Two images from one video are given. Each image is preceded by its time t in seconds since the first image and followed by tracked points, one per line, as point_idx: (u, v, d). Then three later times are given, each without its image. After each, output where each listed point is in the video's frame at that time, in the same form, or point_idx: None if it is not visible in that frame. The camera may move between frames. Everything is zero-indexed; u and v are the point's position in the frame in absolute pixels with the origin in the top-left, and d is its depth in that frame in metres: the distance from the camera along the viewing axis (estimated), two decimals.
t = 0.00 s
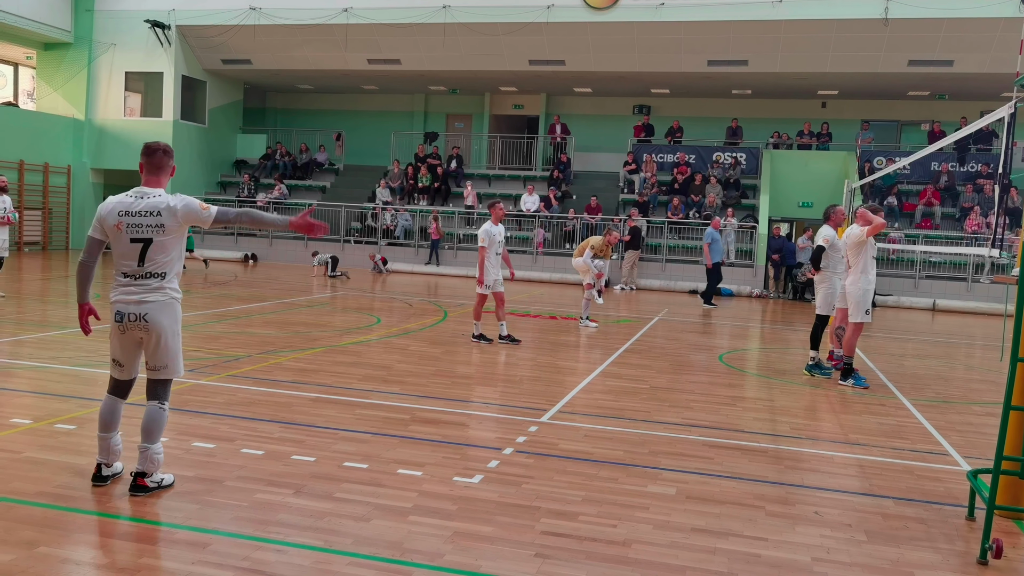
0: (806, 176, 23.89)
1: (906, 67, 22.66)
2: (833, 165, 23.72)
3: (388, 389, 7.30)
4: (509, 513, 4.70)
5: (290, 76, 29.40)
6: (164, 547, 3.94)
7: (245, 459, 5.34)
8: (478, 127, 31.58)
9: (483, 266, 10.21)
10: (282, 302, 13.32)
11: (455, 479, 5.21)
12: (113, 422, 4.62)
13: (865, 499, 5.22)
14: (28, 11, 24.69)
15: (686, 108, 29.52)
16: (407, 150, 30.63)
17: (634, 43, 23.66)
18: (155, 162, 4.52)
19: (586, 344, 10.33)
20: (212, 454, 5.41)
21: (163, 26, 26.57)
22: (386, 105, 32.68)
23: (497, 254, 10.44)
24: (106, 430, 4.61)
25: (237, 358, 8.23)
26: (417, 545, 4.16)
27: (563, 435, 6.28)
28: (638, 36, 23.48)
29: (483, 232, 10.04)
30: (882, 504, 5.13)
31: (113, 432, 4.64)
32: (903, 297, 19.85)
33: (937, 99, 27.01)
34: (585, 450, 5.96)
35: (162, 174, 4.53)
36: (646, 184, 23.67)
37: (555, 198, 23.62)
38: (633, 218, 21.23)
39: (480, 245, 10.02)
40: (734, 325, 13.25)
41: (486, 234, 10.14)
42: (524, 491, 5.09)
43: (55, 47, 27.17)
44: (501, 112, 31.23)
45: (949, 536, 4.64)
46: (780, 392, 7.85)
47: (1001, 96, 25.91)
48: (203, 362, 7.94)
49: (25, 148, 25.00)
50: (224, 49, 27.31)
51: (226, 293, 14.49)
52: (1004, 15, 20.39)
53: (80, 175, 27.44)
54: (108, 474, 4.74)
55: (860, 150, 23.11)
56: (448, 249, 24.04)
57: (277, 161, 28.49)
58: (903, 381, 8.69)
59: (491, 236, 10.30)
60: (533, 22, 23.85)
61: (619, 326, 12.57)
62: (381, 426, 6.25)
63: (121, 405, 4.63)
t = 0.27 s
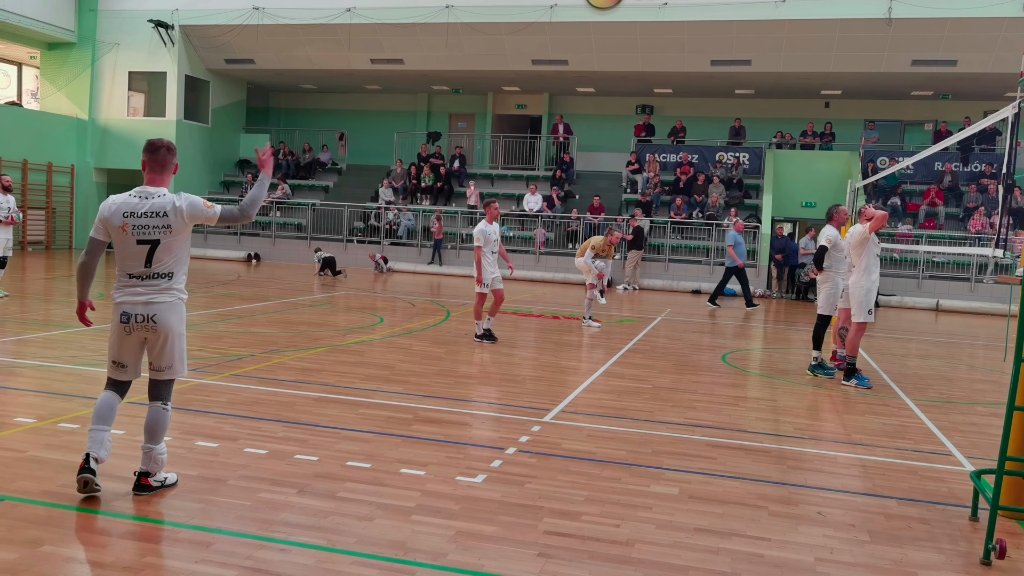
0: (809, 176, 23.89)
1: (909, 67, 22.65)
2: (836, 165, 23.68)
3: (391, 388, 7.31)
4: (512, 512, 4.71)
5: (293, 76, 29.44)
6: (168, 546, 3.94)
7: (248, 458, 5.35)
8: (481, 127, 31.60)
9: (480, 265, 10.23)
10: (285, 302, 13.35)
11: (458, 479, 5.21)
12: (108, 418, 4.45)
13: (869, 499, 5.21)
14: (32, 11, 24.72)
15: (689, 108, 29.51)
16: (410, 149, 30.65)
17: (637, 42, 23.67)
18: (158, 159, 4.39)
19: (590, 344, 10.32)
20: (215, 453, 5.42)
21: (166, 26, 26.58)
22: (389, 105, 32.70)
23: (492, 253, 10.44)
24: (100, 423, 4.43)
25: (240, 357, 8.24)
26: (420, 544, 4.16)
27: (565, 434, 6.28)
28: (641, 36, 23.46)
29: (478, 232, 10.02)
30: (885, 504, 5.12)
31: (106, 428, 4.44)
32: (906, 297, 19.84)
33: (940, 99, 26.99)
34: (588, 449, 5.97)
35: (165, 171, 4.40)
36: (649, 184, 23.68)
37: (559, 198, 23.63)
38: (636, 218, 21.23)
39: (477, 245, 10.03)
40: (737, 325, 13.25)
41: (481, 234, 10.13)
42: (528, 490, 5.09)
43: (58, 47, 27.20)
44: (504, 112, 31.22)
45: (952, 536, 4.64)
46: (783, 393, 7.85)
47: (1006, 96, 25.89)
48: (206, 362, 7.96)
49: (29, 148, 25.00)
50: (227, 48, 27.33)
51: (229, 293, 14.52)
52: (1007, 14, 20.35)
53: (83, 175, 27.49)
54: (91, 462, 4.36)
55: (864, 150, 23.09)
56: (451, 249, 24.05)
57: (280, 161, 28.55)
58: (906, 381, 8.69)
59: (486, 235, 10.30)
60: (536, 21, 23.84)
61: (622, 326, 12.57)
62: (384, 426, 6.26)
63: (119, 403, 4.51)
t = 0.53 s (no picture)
0: (812, 176, 23.87)
1: (912, 68, 22.63)
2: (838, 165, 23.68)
3: (394, 388, 7.31)
4: (515, 512, 4.71)
5: (296, 76, 29.45)
6: (172, 545, 3.95)
7: (251, 458, 5.36)
8: (484, 127, 31.60)
9: (482, 262, 10.20)
10: (287, 302, 13.36)
11: (461, 479, 5.22)
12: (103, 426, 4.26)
13: (871, 499, 5.21)
14: (35, 11, 24.73)
15: (691, 108, 29.50)
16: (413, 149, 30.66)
17: (639, 42, 23.65)
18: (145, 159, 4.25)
19: (592, 344, 10.31)
20: (218, 452, 5.42)
21: (169, 25, 26.59)
22: (391, 105, 32.71)
23: (490, 252, 10.45)
24: (94, 432, 4.22)
25: (243, 357, 8.24)
26: (423, 544, 4.17)
27: (568, 434, 6.28)
28: (643, 36, 23.46)
29: (477, 230, 10.03)
30: (888, 504, 5.12)
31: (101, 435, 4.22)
32: (909, 297, 19.81)
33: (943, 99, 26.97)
34: (590, 449, 5.97)
35: (152, 170, 4.25)
36: (652, 184, 23.68)
37: (561, 198, 23.62)
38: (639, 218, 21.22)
39: (477, 243, 10.04)
40: (740, 325, 13.22)
41: (479, 232, 10.14)
42: (530, 490, 5.09)
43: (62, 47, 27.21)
44: (506, 111, 31.21)
45: (955, 537, 4.64)
46: (786, 393, 7.84)
47: (1009, 96, 25.85)
48: (209, 361, 7.96)
49: (32, 148, 25.01)
50: (230, 48, 27.34)
51: (232, 292, 14.53)
52: (1011, 14, 20.32)
53: (86, 175, 27.45)
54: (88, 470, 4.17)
55: (867, 150, 23.06)
56: (453, 249, 24.05)
57: (282, 161, 28.59)
58: (909, 382, 8.67)
59: (483, 234, 10.31)
60: (538, 21, 23.84)
61: (624, 325, 12.56)
62: (386, 425, 6.26)
63: (115, 410, 4.32)
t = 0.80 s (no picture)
0: (818, 176, 23.83)
1: (917, 68, 22.59)
2: (843, 165, 23.67)
3: (397, 388, 7.32)
4: (519, 511, 4.71)
5: (300, 76, 29.49)
6: (177, 544, 3.95)
7: (255, 457, 5.36)
8: (488, 126, 31.61)
9: (482, 261, 10.17)
10: (292, 301, 13.38)
11: (465, 478, 5.22)
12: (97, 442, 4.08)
13: (876, 500, 5.20)
14: (40, 11, 24.78)
15: (696, 108, 29.48)
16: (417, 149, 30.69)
17: (644, 42, 23.65)
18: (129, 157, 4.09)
19: (596, 344, 10.30)
20: (222, 452, 5.43)
21: (175, 25, 26.65)
22: (396, 104, 32.73)
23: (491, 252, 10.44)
24: (91, 452, 4.07)
25: (247, 356, 8.25)
26: (427, 543, 4.17)
27: (572, 434, 6.28)
28: (648, 36, 23.45)
29: (479, 228, 10.04)
30: (892, 505, 5.11)
31: (99, 454, 4.10)
32: (914, 298, 19.80)
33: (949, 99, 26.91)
34: (594, 449, 5.96)
35: (137, 168, 4.10)
36: (656, 184, 23.67)
37: (565, 198, 23.63)
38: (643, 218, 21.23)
39: (478, 241, 10.03)
40: (744, 325, 13.21)
41: (481, 231, 10.15)
42: (534, 490, 5.09)
43: (67, 47, 27.29)
44: (511, 111, 31.21)
45: (961, 538, 4.63)
46: (790, 393, 7.83)
47: (1015, 96, 25.79)
48: (213, 360, 7.97)
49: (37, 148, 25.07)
50: (235, 48, 27.39)
51: (236, 292, 14.55)
52: (1016, 14, 20.28)
53: (91, 173, 27.36)
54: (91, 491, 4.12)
55: (872, 150, 23.00)
56: (457, 249, 24.06)
57: (287, 161, 28.65)
58: (914, 382, 8.65)
59: (484, 233, 10.31)
60: (543, 21, 23.85)
61: (628, 326, 12.55)
62: (389, 425, 6.27)
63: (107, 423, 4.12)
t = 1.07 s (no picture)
0: (824, 176, 23.74)
1: (925, 67, 22.51)
2: (850, 165, 23.54)
3: (403, 388, 7.33)
4: (524, 511, 4.71)
5: (307, 76, 29.53)
6: (184, 543, 3.97)
7: (261, 456, 5.38)
8: (494, 126, 31.60)
9: (483, 259, 10.17)
10: (298, 301, 13.41)
11: (470, 478, 5.23)
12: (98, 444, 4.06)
13: (882, 501, 5.19)
14: (47, 11, 24.86)
15: (703, 108, 29.42)
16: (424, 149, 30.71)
17: (650, 42, 23.61)
18: (121, 153, 4.05)
19: (601, 344, 10.29)
20: (229, 451, 5.44)
21: (181, 25, 26.71)
22: (402, 104, 32.74)
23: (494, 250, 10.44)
24: (92, 455, 4.05)
25: (254, 355, 8.28)
26: (433, 543, 4.18)
27: (578, 434, 6.28)
28: (655, 36, 23.41)
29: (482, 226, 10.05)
30: (899, 506, 5.10)
31: (102, 457, 4.08)
32: (921, 298, 19.75)
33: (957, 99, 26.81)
34: (600, 449, 5.96)
35: (130, 164, 4.06)
36: (662, 184, 23.65)
37: (571, 198, 23.63)
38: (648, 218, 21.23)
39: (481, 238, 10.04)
40: (750, 325, 13.19)
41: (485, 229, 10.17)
42: (540, 490, 5.10)
43: (74, 47, 27.39)
44: (517, 111, 31.19)
45: (968, 539, 4.62)
46: (796, 394, 7.82)
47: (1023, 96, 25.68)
48: (219, 360, 8.00)
49: (44, 147, 25.15)
50: (241, 48, 27.43)
51: (243, 291, 14.59)
52: None
53: (98, 173, 27.44)
54: (99, 494, 4.15)
55: (879, 150, 22.92)
56: (463, 249, 24.06)
57: (293, 161, 28.71)
58: (921, 383, 8.63)
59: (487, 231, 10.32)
60: (549, 21, 23.83)
61: (634, 326, 12.55)
62: (395, 424, 6.28)
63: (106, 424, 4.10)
